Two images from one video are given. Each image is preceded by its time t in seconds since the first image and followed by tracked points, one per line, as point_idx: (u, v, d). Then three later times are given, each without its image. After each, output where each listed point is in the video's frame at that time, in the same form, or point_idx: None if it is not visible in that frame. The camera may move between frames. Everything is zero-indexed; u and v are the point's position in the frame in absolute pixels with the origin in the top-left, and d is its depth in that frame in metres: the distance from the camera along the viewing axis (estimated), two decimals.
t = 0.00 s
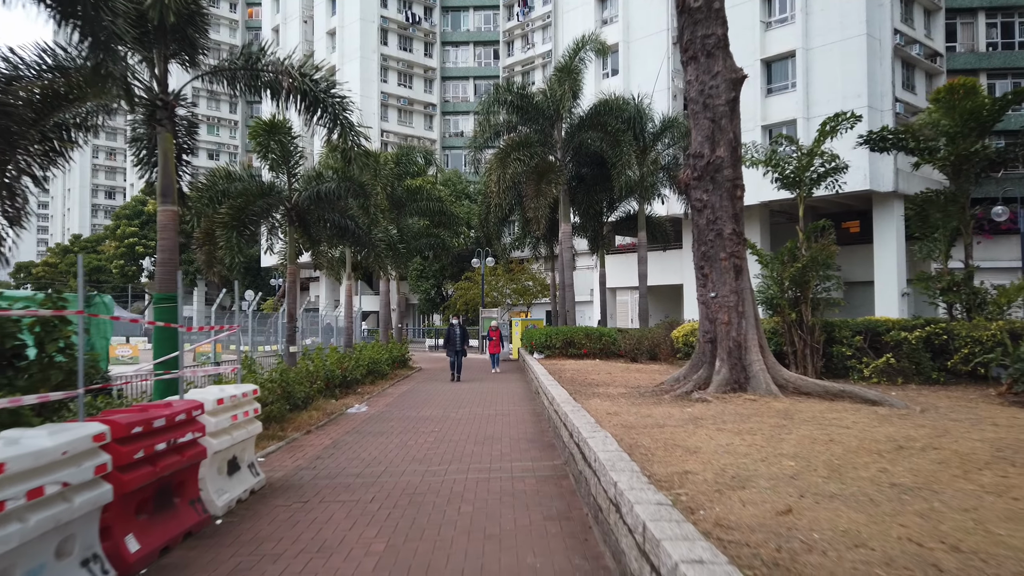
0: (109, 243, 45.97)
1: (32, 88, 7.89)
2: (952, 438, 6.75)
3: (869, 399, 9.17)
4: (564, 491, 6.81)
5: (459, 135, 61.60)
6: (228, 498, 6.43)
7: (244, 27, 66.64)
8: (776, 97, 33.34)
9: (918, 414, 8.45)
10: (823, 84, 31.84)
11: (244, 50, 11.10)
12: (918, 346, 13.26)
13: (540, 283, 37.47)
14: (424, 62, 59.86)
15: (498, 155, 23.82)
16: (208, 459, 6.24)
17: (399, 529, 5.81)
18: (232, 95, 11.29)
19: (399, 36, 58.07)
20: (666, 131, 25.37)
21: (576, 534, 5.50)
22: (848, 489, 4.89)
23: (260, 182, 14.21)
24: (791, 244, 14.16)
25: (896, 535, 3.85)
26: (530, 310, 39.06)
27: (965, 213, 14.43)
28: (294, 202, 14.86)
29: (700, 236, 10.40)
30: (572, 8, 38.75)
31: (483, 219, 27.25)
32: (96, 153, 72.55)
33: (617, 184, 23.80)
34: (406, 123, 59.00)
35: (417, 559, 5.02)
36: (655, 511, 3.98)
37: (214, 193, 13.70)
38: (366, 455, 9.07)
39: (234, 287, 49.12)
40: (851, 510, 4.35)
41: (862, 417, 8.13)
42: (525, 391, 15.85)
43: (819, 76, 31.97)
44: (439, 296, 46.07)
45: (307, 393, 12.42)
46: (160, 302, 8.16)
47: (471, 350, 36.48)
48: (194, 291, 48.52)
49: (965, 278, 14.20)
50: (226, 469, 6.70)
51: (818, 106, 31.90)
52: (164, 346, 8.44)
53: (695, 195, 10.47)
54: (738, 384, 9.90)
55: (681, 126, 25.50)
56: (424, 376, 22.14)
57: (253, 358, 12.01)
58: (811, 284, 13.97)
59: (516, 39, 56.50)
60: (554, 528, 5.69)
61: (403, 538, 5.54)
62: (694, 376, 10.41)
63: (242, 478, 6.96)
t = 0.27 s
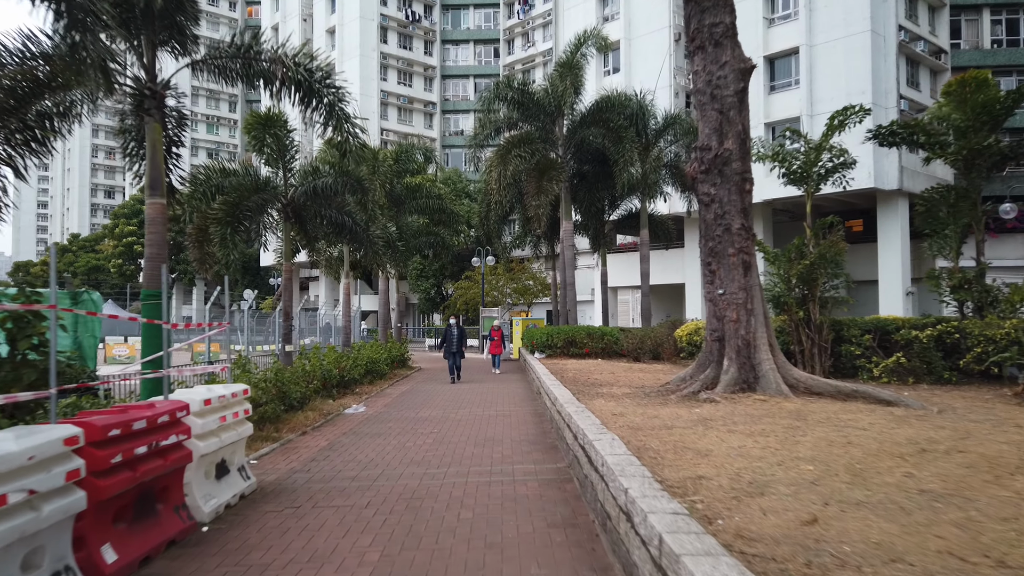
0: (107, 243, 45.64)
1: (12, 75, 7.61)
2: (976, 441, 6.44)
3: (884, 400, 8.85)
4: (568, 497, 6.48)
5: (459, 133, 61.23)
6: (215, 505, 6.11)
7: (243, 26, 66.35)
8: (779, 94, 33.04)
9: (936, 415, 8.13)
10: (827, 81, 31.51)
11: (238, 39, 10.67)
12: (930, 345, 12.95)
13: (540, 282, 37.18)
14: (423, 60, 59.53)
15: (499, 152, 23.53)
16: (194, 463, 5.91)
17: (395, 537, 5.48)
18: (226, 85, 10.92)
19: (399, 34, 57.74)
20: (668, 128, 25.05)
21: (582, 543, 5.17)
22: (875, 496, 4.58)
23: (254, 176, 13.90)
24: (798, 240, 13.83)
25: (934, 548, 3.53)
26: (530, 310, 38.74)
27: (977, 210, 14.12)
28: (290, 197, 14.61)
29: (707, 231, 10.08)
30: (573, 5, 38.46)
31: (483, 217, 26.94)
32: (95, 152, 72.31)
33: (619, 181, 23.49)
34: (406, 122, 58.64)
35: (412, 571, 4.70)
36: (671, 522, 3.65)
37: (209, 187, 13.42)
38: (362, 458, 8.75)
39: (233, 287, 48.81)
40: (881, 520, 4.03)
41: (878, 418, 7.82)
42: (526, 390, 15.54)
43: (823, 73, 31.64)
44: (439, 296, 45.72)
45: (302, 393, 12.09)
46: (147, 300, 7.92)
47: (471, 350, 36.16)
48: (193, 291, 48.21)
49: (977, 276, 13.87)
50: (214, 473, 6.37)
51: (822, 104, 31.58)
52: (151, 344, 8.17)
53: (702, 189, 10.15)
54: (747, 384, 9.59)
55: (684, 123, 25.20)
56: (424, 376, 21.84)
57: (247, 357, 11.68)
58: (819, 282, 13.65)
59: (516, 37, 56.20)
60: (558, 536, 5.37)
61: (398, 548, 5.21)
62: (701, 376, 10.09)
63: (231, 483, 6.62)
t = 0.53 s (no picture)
0: (105, 243, 45.37)
1: None
2: (1000, 449, 6.14)
3: (898, 405, 8.55)
4: (573, 508, 6.18)
5: (459, 133, 60.87)
6: (202, 516, 5.82)
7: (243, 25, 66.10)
8: (782, 92, 32.76)
9: (953, 421, 7.83)
10: (831, 80, 31.20)
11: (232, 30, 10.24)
12: (941, 347, 12.65)
13: (541, 282, 36.89)
14: (424, 59, 59.21)
15: (500, 150, 23.24)
16: (179, 473, 5.62)
17: (389, 553, 5.18)
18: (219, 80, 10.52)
19: (400, 33, 57.44)
20: (671, 127, 24.75)
21: (587, 561, 4.87)
22: (900, 511, 4.30)
23: (250, 173, 13.60)
24: (805, 240, 13.55)
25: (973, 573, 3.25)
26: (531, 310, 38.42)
27: (988, 209, 13.81)
28: (286, 196, 14.36)
29: (714, 230, 9.80)
30: (574, 3, 38.16)
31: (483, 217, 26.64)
32: (95, 152, 72.06)
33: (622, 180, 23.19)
34: (406, 121, 58.30)
35: None
36: (685, 544, 3.37)
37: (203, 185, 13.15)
38: (359, 464, 8.45)
39: (232, 288, 48.54)
40: (912, 540, 3.74)
41: (893, 424, 7.53)
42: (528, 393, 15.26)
43: (827, 71, 31.34)
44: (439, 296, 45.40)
45: (298, 396, 11.80)
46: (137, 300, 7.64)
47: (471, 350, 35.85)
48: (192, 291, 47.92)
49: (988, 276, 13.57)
50: (202, 483, 6.09)
51: (826, 102, 31.27)
52: (141, 346, 7.89)
53: (710, 187, 9.86)
54: (756, 388, 9.30)
55: (688, 122, 24.91)
56: (424, 377, 21.56)
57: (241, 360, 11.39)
58: (826, 282, 13.36)
59: (516, 36, 55.89)
60: (563, 552, 5.07)
61: (393, 565, 4.91)
62: (708, 380, 9.79)
63: (219, 493, 6.33)
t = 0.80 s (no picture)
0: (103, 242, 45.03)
1: None
2: None
3: (912, 404, 8.22)
4: (574, 513, 5.84)
5: (459, 131, 60.48)
6: (180, 523, 5.47)
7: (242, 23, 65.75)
8: (785, 89, 32.44)
9: (972, 422, 7.49)
10: (834, 76, 30.82)
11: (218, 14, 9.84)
12: (952, 345, 12.29)
13: (542, 281, 36.55)
14: (423, 57, 58.83)
15: (499, 146, 22.89)
16: (155, 477, 5.28)
17: (377, 563, 4.83)
18: (207, 68, 10.13)
19: (399, 31, 57.08)
20: (673, 122, 24.42)
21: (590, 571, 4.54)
22: (931, 519, 3.95)
23: (243, 167, 13.26)
24: (812, 235, 13.20)
25: None
26: (532, 310, 38.09)
27: (999, 203, 13.46)
28: (279, 190, 14.05)
29: (720, 224, 9.46)
30: None
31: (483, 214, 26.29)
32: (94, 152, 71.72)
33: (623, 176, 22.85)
34: (405, 120, 57.89)
35: None
36: (698, 558, 3.02)
37: (193, 179, 12.84)
38: (351, 467, 8.11)
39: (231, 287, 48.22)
40: (944, 551, 3.41)
41: (910, 424, 7.18)
42: (528, 393, 14.93)
43: (829, 67, 30.99)
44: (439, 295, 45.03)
45: (291, 396, 11.46)
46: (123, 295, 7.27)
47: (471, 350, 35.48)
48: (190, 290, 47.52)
49: (1000, 272, 13.22)
50: (182, 487, 5.74)
51: (828, 99, 30.91)
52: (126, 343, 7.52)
53: (715, 178, 9.53)
54: (764, 387, 8.95)
55: (689, 117, 24.56)
56: (422, 377, 21.22)
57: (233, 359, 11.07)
58: (834, 279, 13.01)
59: (516, 34, 55.55)
60: (563, 561, 4.74)
61: None
62: (713, 378, 9.47)
63: (201, 498, 5.99)
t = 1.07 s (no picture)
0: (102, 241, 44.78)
1: None
2: None
3: (928, 408, 7.92)
4: (579, 525, 5.55)
5: (460, 130, 60.19)
6: (162, 536, 5.17)
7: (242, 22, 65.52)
8: (788, 86, 32.14)
9: (993, 427, 7.18)
10: (838, 73, 30.49)
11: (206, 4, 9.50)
12: (964, 346, 11.96)
13: (543, 280, 36.26)
14: (424, 56, 58.57)
15: (499, 144, 22.58)
16: (135, 488, 4.98)
17: None
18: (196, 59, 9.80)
19: (399, 29, 56.83)
20: (676, 120, 24.10)
21: None
22: (967, 538, 3.65)
23: (237, 164, 12.99)
24: (820, 234, 12.89)
25: None
26: (533, 310, 37.81)
27: (1012, 200, 13.14)
28: (275, 186, 13.76)
29: (728, 221, 9.15)
30: None
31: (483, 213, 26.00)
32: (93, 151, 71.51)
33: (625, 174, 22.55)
34: (406, 119, 57.62)
35: None
36: None
37: (186, 176, 12.57)
38: (345, 473, 7.81)
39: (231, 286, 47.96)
40: None
41: (928, 429, 6.87)
42: (529, 395, 14.64)
43: (833, 64, 30.67)
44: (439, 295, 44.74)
45: (286, 398, 11.17)
46: (109, 295, 6.93)
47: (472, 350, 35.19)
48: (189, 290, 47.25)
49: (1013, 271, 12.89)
50: (165, 498, 5.44)
51: (832, 97, 30.59)
52: (110, 344, 7.17)
53: (723, 174, 9.23)
54: (773, 390, 8.65)
55: (693, 114, 24.24)
56: (422, 378, 20.93)
57: (226, 361, 10.77)
58: (842, 279, 12.70)
59: (517, 33, 55.29)
60: None
61: None
62: (721, 381, 9.16)
63: (186, 508, 5.69)
